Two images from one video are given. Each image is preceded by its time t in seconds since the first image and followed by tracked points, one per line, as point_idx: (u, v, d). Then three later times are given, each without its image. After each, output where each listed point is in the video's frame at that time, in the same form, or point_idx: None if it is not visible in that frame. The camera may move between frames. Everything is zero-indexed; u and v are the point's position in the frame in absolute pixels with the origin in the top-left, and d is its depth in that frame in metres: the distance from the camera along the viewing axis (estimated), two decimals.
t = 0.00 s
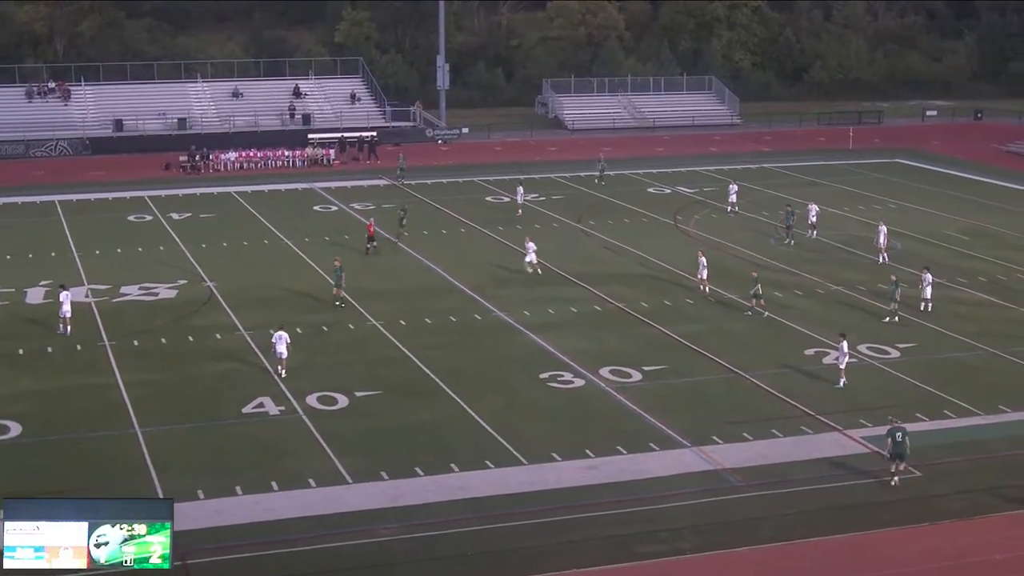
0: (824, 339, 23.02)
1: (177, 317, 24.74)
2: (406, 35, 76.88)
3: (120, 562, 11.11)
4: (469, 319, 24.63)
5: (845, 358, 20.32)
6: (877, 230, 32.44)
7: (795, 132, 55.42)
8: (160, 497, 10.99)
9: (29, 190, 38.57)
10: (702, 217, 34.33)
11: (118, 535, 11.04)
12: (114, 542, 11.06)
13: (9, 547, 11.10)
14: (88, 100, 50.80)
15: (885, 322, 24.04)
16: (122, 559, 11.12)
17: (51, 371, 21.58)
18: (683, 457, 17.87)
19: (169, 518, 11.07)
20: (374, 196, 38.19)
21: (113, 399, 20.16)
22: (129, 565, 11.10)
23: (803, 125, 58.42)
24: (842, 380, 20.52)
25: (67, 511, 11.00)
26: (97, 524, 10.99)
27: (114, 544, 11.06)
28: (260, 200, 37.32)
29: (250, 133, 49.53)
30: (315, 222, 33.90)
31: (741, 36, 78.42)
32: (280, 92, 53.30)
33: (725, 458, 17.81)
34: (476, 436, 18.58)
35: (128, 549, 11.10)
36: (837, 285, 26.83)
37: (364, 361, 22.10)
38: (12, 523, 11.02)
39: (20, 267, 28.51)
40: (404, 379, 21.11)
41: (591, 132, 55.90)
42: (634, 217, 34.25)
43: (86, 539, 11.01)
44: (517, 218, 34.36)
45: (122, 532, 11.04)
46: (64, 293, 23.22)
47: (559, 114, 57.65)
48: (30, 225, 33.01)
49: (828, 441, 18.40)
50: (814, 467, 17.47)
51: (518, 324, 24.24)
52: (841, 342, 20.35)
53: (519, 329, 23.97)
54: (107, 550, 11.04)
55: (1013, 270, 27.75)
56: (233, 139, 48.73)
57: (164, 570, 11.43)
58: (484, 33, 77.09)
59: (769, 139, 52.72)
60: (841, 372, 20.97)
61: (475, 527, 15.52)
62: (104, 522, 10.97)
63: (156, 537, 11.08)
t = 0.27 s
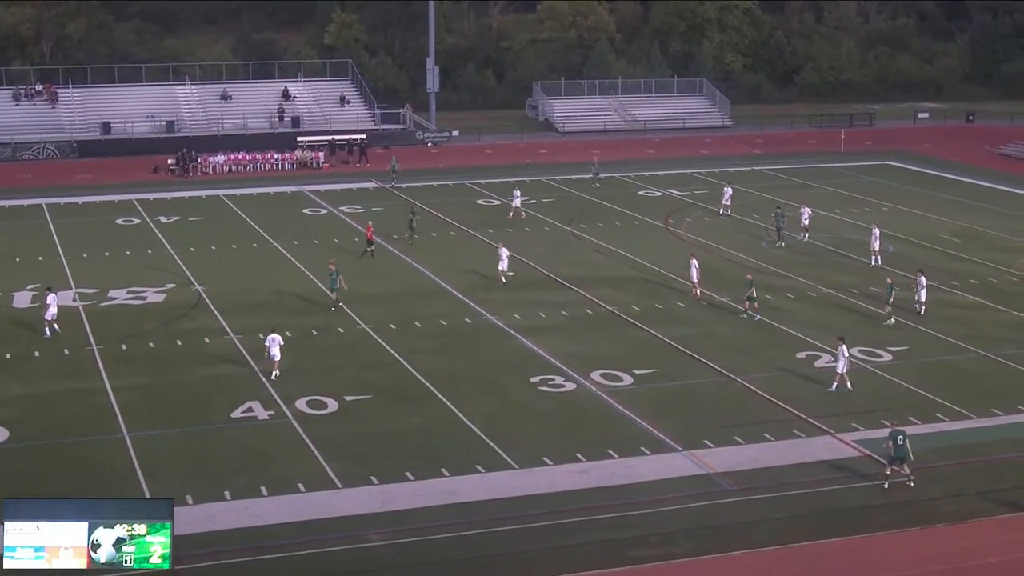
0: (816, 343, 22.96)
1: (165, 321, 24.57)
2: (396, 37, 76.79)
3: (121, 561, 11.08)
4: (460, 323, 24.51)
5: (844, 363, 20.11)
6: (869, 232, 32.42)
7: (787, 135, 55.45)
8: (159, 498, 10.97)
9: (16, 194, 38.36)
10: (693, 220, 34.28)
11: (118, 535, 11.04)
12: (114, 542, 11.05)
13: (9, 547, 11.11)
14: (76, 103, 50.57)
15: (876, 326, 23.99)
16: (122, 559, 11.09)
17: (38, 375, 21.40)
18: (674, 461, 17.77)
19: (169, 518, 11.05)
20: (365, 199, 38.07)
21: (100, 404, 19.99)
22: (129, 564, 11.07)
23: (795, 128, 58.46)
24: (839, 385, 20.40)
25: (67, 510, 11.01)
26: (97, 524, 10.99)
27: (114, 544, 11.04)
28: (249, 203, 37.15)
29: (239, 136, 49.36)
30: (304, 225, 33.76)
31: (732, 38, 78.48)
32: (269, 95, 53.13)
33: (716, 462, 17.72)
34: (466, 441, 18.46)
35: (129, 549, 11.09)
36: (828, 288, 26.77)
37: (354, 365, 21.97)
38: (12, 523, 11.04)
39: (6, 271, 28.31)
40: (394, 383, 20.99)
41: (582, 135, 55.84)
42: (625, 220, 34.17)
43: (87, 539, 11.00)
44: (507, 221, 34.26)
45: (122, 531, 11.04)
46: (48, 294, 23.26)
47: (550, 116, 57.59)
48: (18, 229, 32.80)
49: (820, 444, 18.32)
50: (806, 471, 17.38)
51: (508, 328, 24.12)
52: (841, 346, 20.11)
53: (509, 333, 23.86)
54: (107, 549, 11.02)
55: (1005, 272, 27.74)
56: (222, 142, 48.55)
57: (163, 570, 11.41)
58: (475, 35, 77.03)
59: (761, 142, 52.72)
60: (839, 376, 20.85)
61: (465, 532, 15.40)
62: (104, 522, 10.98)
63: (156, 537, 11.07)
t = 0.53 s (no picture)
0: (817, 345, 22.87)
1: (163, 323, 24.46)
2: (396, 37, 76.74)
3: (121, 562, 11.06)
4: (459, 325, 24.41)
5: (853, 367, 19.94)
6: (870, 234, 32.34)
7: (789, 136, 55.39)
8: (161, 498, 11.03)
9: (13, 195, 38.24)
10: (694, 222, 34.20)
11: (119, 535, 11.05)
12: (114, 543, 11.06)
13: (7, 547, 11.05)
14: (73, 104, 50.47)
15: (877, 328, 23.89)
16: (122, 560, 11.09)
17: (35, 377, 21.29)
18: (675, 464, 17.68)
19: (169, 518, 11.12)
20: (364, 200, 37.97)
21: (97, 406, 19.88)
22: (129, 564, 11.08)
23: (796, 129, 58.41)
24: (846, 387, 20.25)
25: (68, 510, 11.00)
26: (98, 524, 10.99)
27: (114, 545, 11.04)
28: (247, 205, 37.05)
29: (237, 138, 49.27)
30: (303, 227, 33.66)
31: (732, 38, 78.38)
32: (267, 96, 53.04)
33: (717, 465, 17.62)
34: (466, 444, 18.35)
35: (129, 549, 11.09)
36: (830, 290, 26.68)
37: (353, 367, 21.86)
38: (12, 523, 10.98)
39: (3, 273, 28.19)
40: (393, 386, 20.89)
41: (582, 136, 55.78)
42: (626, 222, 34.09)
43: (87, 538, 10.99)
44: (506, 222, 34.16)
45: (122, 531, 11.06)
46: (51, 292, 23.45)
47: (549, 117, 57.53)
48: (15, 230, 32.71)
49: (822, 447, 18.23)
50: (808, 475, 17.28)
51: (508, 330, 24.02)
52: (849, 349, 19.94)
53: (509, 335, 23.76)
54: (107, 550, 11.03)
55: (1007, 274, 27.67)
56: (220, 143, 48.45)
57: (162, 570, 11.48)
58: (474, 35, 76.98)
59: (762, 143, 52.66)
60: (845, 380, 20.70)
61: (465, 536, 15.29)
62: (106, 521, 10.99)
63: (156, 537, 11.13)
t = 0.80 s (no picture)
0: (819, 347, 22.82)
1: (164, 325, 24.43)
2: (396, 39, 76.72)
3: (120, 561, 11.23)
4: (460, 327, 24.37)
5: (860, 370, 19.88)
6: (872, 236, 32.30)
7: (791, 138, 55.35)
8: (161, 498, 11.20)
9: (13, 197, 38.24)
10: (696, 224, 34.15)
11: (118, 535, 11.22)
12: (114, 543, 11.22)
13: (9, 548, 11.30)
14: (74, 105, 50.47)
15: (880, 330, 23.85)
16: (122, 560, 11.24)
17: (35, 379, 21.27)
18: (677, 466, 17.64)
19: (169, 518, 11.28)
20: (364, 202, 37.93)
21: (98, 408, 19.85)
22: (128, 563, 11.23)
23: (798, 131, 58.37)
24: (856, 392, 20.11)
25: (69, 511, 11.22)
26: (97, 524, 11.19)
27: (114, 545, 11.21)
28: (248, 207, 37.02)
29: (238, 139, 49.27)
30: (303, 229, 33.63)
31: (735, 40, 78.42)
32: (268, 97, 53.03)
33: (720, 467, 17.59)
34: (467, 446, 18.31)
35: (129, 549, 11.26)
36: (832, 292, 26.64)
37: (354, 369, 21.82)
38: (13, 523, 11.25)
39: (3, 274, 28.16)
40: (394, 388, 20.85)
41: (584, 138, 55.76)
42: (627, 224, 34.05)
43: (87, 538, 11.19)
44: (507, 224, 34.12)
45: (122, 532, 11.22)
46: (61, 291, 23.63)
47: (551, 119, 57.51)
48: (15, 232, 32.69)
49: (825, 449, 18.20)
50: (810, 477, 17.23)
51: (509, 332, 23.98)
52: (854, 351, 19.92)
53: (511, 338, 23.71)
54: (106, 551, 11.20)
55: (1010, 276, 27.64)
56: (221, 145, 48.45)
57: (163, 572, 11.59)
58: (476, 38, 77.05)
59: (764, 145, 52.62)
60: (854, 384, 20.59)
61: (466, 538, 15.27)
62: (105, 522, 11.18)
63: (155, 537, 11.28)
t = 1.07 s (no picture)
0: (821, 349, 22.74)
1: (164, 327, 24.37)
2: (397, 39, 76.68)
3: (120, 561, 10.99)
4: (461, 329, 24.30)
5: (868, 373, 19.82)
6: (874, 237, 32.23)
7: (793, 139, 55.28)
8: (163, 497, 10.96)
9: (13, 198, 38.20)
10: (698, 225, 34.10)
11: (119, 535, 10.98)
12: (114, 543, 10.99)
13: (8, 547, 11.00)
14: (73, 106, 50.41)
15: (881, 332, 23.79)
16: (123, 560, 11.01)
17: (34, 381, 21.20)
18: (678, 468, 17.57)
19: (170, 518, 11.05)
20: (364, 203, 37.86)
21: (97, 410, 19.77)
22: (129, 563, 10.99)
23: (799, 132, 58.32)
24: (863, 395, 20.05)
25: (69, 510, 10.98)
26: (97, 524, 10.93)
27: (114, 545, 10.97)
28: (247, 208, 36.96)
29: (238, 140, 49.24)
30: (303, 230, 33.57)
31: (736, 41, 78.44)
32: (268, 98, 52.98)
33: (721, 469, 17.52)
34: (467, 448, 18.24)
35: (129, 549, 11.02)
36: (834, 293, 26.57)
37: (354, 371, 21.76)
38: (11, 522, 10.97)
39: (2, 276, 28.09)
40: (395, 389, 20.78)
41: (585, 138, 55.70)
42: (628, 225, 33.97)
43: (87, 538, 10.94)
44: (508, 225, 34.07)
45: (123, 532, 10.99)
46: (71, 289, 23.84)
47: (552, 120, 57.46)
48: (15, 233, 32.65)
49: (827, 451, 18.13)
50: (812, 479, 17.17)
51: (510, 334, 23.91)
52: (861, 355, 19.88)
53: (511, 339, 23.66)
54: (106, 551, 10.95)
55: (1013, 278, 27.57)
56: (220, 146, 48.40)
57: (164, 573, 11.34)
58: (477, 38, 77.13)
59: (766, 146, 52.57)
60: (860, 386, 20.53)
61: (466, 541, 15.18)
62: (105, 522, 10.93)
63: (156, 537, 11.05)
